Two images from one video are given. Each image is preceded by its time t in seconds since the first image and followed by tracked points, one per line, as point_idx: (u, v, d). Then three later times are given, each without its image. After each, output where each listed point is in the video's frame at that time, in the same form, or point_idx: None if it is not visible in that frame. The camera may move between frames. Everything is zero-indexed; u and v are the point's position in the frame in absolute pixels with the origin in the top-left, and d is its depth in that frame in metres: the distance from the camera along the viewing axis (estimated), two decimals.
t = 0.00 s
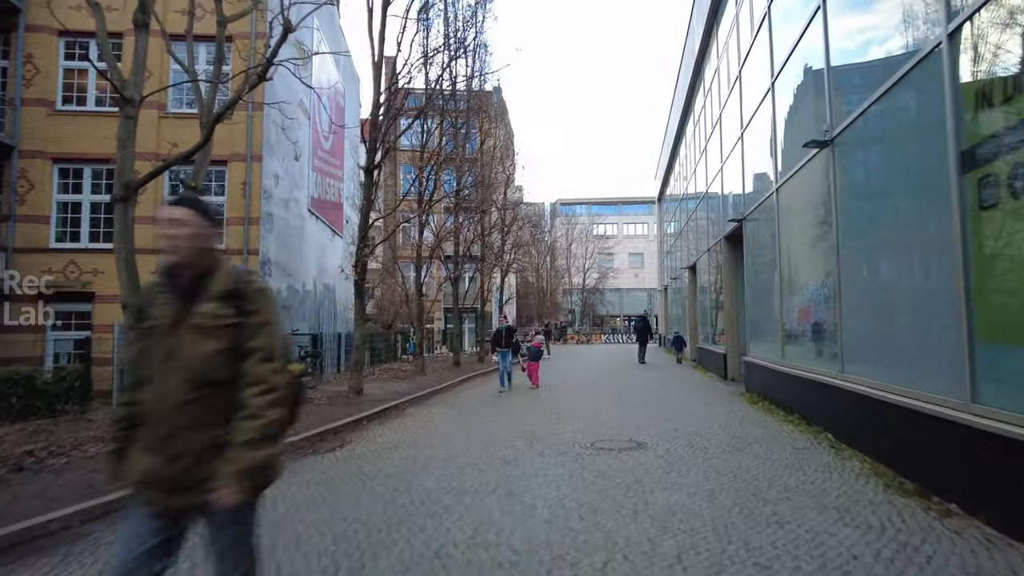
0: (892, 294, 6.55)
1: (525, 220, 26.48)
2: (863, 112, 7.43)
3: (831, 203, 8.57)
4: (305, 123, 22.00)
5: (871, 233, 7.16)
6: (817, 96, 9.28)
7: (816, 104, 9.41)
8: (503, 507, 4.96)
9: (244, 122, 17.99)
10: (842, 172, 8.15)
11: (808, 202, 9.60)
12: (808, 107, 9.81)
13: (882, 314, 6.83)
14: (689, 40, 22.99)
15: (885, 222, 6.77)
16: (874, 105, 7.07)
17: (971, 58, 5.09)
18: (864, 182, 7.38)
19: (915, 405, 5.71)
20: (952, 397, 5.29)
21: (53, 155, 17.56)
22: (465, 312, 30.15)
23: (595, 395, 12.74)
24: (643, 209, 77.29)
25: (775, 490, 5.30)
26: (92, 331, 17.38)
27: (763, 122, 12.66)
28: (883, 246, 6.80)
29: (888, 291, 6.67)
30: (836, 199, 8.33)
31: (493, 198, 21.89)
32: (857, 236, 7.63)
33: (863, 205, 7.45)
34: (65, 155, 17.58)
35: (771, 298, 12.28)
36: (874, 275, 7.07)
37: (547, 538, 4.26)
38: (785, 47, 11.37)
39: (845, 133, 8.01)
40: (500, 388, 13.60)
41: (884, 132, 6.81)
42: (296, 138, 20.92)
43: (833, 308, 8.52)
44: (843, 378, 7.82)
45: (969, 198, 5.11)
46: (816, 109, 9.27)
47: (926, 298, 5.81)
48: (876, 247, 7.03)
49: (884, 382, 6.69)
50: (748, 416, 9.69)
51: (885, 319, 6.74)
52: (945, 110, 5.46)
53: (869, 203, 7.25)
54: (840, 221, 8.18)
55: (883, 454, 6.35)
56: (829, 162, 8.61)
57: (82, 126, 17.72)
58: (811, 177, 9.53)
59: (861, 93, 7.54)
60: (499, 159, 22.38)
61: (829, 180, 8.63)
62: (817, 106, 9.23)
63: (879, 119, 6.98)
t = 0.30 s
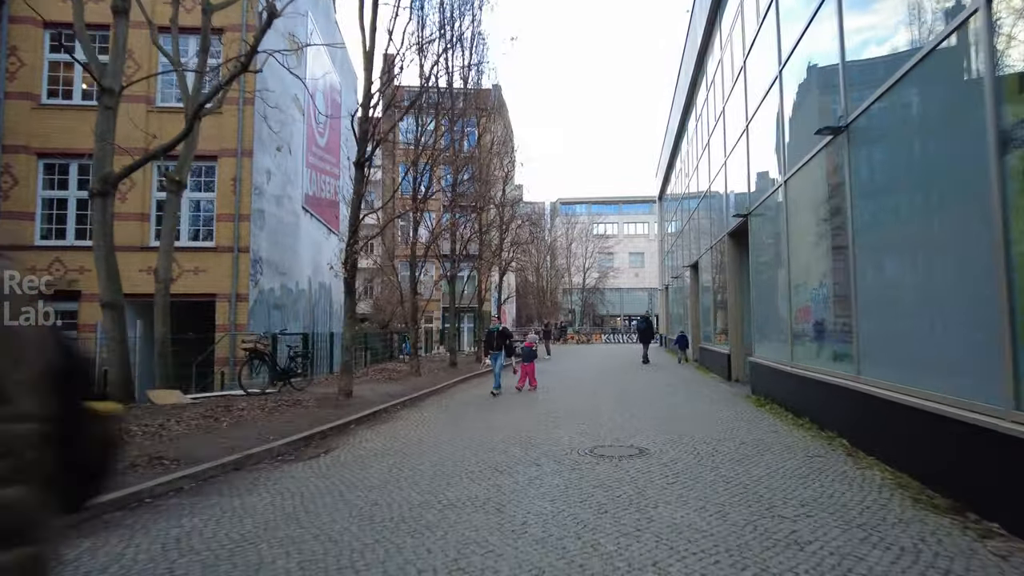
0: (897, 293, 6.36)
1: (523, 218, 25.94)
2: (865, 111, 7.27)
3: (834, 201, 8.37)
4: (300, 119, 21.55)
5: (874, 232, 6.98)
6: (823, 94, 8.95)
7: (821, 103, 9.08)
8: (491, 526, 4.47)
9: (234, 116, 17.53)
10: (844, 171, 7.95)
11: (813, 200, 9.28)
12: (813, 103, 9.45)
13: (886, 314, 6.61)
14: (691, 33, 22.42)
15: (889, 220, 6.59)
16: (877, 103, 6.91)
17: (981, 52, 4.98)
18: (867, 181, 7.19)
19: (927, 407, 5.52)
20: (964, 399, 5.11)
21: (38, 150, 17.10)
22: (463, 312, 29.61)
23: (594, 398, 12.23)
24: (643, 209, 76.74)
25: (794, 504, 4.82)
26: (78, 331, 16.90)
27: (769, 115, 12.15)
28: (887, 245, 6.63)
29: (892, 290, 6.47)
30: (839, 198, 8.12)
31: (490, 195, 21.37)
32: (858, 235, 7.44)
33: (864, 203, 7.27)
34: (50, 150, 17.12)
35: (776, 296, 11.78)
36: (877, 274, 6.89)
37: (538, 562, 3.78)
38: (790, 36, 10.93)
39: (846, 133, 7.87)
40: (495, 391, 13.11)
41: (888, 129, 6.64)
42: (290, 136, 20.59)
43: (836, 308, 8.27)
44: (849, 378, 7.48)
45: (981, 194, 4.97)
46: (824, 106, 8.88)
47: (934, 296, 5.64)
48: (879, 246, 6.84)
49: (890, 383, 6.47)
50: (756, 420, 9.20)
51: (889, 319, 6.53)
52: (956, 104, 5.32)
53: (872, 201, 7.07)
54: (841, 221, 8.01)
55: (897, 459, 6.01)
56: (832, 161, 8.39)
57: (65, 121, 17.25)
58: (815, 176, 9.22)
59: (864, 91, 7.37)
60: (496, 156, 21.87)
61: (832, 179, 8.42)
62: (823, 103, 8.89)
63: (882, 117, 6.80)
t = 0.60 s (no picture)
0: (901, 296, 6.10)
1: (523, 217, 25.47)
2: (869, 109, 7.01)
3: (840, 201, 8.05)
4: (295, 117, 21.06)
5: (878, 232, 6.70)
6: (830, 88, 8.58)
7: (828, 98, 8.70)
8: (478, 555, 4.02)
9: (225, 113, 17.09)
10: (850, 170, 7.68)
11: (821, 199, 8.92)
12: (821, 97, 9.04)
13: (890, 317, 6.38)
14: (693, 28, 21.92)
15: (889, 221, 6.39)
16: (880, 101, 6.65)
17: (986, 47, 4.78)
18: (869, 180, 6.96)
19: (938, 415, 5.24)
20: (978, 408, 4.84)
21: (24, 147, 16.69)
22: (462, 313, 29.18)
23: (594, 403, 11.78)
24: (645, 209, 76.33)
25: (811, 529, 4.38)
26: (66, 332, 16.47)
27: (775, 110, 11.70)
28: (889, 246, 6.39)
29: (896, 293, 6.24)
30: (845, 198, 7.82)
31: (489, 195, 20.90)
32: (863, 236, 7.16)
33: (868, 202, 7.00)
34: (37, 147, 16.71)
35: (782, 297, 11.30)
36: (880, 277, 6.62)
37: None
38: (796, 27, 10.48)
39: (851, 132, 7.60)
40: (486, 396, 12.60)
41: (892, 127, 6.38)
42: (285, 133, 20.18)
43: (845, 310, 7.96)
44: (863, 385, 7.07)
45: (986, 193, 4.76)
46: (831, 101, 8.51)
47: (939, 299, 5.40)
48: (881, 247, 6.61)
49: (896, 388, 6.24)
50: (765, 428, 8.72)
51: (892, 322, 6.30)
52: (960, 100, 5.11)
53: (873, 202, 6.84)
54: (848, 222, 7.74)
55: (916, 473, 5.60)
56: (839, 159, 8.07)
57: (51, 118, 16.82)
58: (823, 175, 8.86)
59: (871, 88, 7.08)
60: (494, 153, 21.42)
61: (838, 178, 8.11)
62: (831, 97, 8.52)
63: (886, 115, 6.53)
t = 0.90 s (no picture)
0: (911, 292, 5.94)
1: (521, 215, 25.00)
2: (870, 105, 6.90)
3: (848, 193, 7.68)
4: (289, 113, 20.58)
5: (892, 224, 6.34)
6: (832, 83, 8.27)
7: (830, 94, 8.38)
8: None
9: (214, 105, 16.63)
10: (854, 167, 7.42)
11: (822, 194, 8.58)
12: (823, 90, 8.69)
13: (899, 315, 6.19)
14: (694, 21, 21.41)
15: (898, 216, 6.23)
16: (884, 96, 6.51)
17: (997, 40, 4.68)
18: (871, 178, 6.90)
19: (950, 412, 5.09)
20: (991, 404, 4.71)
21: (7, 141, 16.23)
22: (459, 312, 28.72)
23: (592, 405, 11.33)
24: (645, 208, 75.83)
25: (830, 544, 3.94)
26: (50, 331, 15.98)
27: (778, 102, 11.29)
28: (895, 245, 6.29)
29: (905, 289, 6.08)
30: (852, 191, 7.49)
31: (486, 192, 20.45)
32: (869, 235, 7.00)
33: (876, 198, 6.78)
34: (19, 141, 16.25)
35: (785, 294, 10.84)
36: (891, 273, 6.33)
37: None
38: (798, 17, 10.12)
39: (853, 127, 7.44)
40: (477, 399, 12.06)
41: (899, 120, 6.20)
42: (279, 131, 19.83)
43: (848, 309, 7.71)
44: (874, 384, 6.66)
45: (997, 189, 4.67)
46: (834, 94, 8.14)
47: (949, 297, 5.30)
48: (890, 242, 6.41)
49: (905, 387, 6.05)
50: (771, 430, 8.26)
51: (902, 320, 6.13)
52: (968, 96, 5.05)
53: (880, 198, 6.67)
54: (850, 220, 7.58)
55: (938, 478, 5.21)
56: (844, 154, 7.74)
57: (34, 110, 16.36)
58: (824, 169, 8.52)
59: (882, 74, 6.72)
60: (491, 150, 20.93)
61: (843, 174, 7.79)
62: (835, 87, 8.14)
63: (893, 108, 6.34)
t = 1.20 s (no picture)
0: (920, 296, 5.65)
1: (519, 214, 24.53)
2: (877, 99, 6.56)
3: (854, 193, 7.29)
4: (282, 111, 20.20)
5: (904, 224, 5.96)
6: (841, 73, 7.82)
7: (836, 90, 8.01)
8: None
9: (203, 101, 16.17)
10: (863, 162, 7.00)
11: (830, 190, 8.12)
12: (829, 81, 8.28)
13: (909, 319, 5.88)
14: (696, 14, 20.87)
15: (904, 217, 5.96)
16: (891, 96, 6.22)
17: (1001, 39, 4.50)
18: (877, 177, 6.63)
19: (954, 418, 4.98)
20: (993, 408, 4.63)
21: None
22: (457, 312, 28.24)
23: (592, 409, 10.85)
24: (646, 208, 75.33)
25: None
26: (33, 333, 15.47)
27: (781, 99, 10.91)
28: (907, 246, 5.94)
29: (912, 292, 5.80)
30: (860, 188, 7.08)
31: (483, 190, 20.01)
32: (874, 236, 6.70)
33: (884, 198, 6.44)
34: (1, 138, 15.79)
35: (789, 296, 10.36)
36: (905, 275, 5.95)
37: None
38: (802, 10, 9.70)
39: (858, 127, 7.12)
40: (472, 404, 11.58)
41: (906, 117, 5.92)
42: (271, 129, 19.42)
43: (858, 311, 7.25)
44: (892, 392, 6.17)
45: (1000, 192, 4.53)
46: (844, 84, 7.68)
47: (952, 298, 5.15)
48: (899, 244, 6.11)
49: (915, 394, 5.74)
50: (780, 439, 7.79)
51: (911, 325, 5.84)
52: (973, 94, 4.87)
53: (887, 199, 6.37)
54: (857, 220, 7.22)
55: (961, 495, 4.83)
56: (852, 150, 7.30)
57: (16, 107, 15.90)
58: (833, 163, 8.04)
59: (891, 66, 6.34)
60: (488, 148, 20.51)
61: (851, 170, 7.33)
62: (845, 76, 7.67)
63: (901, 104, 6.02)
